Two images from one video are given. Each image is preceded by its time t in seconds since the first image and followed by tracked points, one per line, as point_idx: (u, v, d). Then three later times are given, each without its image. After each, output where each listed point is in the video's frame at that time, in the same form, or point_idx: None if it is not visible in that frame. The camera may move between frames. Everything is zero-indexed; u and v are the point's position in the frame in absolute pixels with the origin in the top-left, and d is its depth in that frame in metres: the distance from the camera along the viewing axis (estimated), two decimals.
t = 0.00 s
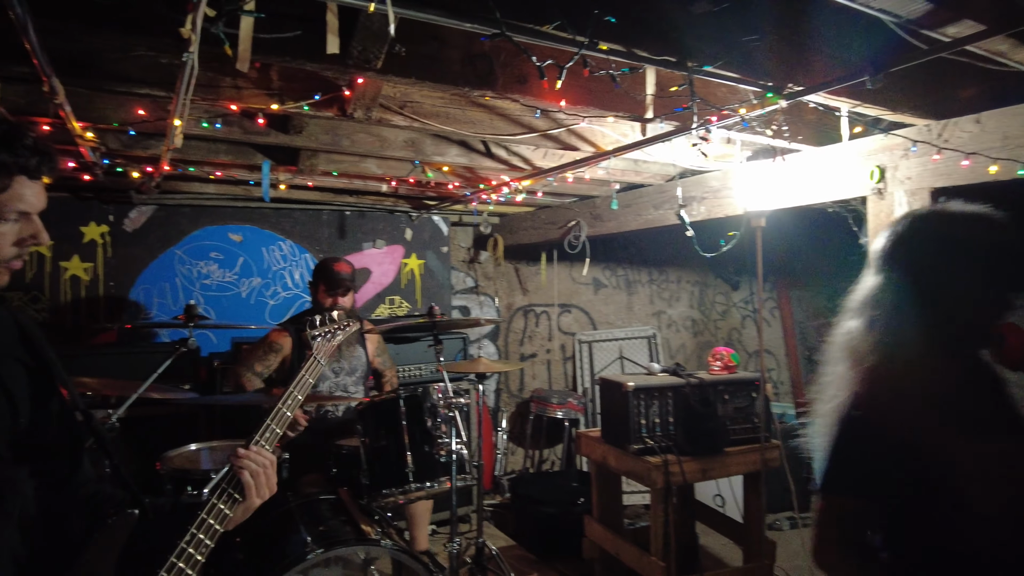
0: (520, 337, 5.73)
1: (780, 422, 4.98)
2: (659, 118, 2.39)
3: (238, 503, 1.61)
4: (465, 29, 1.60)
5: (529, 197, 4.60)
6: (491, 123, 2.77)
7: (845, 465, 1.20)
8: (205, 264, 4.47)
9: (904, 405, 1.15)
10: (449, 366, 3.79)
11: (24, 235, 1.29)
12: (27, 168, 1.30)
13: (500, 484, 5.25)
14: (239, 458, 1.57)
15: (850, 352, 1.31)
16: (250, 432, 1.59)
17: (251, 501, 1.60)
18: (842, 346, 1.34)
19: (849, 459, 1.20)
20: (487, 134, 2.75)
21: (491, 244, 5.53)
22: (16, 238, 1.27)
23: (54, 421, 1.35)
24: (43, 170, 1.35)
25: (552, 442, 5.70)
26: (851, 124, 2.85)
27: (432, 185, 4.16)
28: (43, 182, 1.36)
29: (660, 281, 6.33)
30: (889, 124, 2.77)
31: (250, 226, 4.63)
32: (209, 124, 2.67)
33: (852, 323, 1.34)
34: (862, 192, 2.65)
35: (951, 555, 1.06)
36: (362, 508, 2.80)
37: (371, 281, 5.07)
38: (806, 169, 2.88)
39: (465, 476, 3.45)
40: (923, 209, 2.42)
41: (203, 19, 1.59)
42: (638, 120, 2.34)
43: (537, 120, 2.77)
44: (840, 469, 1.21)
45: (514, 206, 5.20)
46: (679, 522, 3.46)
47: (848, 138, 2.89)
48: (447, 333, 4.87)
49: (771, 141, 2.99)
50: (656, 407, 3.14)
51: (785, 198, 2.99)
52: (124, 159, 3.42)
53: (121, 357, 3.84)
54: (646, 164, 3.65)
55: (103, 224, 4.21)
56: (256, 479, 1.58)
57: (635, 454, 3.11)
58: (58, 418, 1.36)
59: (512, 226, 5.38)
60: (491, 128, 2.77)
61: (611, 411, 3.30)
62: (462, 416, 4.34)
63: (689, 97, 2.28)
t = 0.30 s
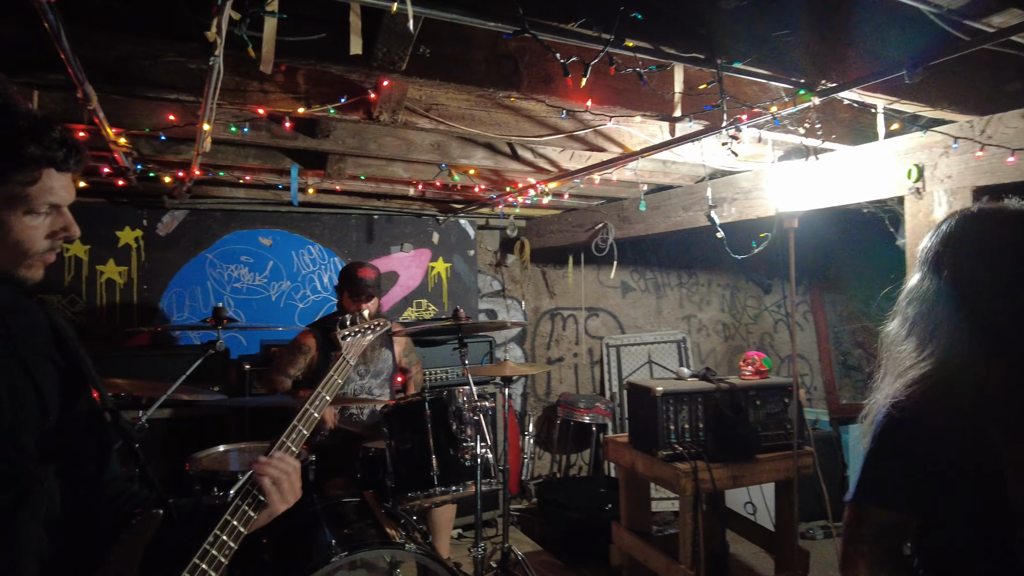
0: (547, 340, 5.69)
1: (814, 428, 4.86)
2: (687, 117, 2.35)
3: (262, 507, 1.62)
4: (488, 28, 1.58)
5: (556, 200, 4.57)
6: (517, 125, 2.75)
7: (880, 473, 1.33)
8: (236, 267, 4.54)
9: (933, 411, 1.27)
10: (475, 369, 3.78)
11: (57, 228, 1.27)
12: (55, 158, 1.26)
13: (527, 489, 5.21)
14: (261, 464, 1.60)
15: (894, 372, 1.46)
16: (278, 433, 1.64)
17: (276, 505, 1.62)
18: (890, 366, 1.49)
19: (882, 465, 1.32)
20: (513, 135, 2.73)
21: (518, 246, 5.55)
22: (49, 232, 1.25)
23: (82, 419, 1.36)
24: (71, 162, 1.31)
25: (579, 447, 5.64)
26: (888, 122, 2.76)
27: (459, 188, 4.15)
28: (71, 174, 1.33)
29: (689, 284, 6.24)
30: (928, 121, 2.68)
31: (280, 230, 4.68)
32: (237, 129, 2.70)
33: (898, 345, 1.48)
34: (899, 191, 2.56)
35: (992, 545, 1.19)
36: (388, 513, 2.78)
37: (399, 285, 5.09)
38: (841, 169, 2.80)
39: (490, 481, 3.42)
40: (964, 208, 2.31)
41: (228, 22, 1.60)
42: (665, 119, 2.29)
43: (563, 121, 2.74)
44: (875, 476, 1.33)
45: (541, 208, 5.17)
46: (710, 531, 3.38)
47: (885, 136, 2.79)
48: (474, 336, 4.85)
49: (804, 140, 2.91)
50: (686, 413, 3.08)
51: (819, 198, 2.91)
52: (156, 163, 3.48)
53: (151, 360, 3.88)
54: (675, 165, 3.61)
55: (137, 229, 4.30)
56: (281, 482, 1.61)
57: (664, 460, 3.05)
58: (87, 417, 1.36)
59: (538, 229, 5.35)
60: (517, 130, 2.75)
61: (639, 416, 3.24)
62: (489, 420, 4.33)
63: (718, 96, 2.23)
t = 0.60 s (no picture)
0: (565, 341, 5.67)
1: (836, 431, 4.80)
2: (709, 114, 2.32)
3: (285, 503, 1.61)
4: (508, 26, 1.58)
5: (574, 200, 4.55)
6: (535, 124, 2.74)
7: (889, 481, 1.16)
8: (257, 268, 4.58)
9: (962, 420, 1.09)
10: (494, 370, 3.78)
11: (86, 220, 1.26)
12: (83, 150, 1.28)
13: (546, 490, 5.19)
14: (284, 460, 1.58)
15: (885, 366, 1.25)
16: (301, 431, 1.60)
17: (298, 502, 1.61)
18: (873, 353, 1.30)
19: (892, 465, 1.16)
20: (531, 135, 2.72)
21: (536, 247, 5.53)
22: (79, 224, 1.24)
23: (109, 415, 1.36)
24: (100, 154, 1.33)
25: (598, 448, 5.61)
26: (913, 118, 2.71)
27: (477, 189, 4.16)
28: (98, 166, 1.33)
29: (709, 285, 6.19)
30: (955, 118, 2.64)
31: (300, 231, 4.72)
32: (258, 130, 2.72)
33: (883, 328, 1.29)
34: (925, 189, 2.51)
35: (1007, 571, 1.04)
36: (406, 513, 2.78)
37: (417, 285, 5.10)
38: (864, 167, 2.76)
39: (509, 482, 3.41)
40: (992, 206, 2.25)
41: (249, 23, 1.61)
42: (686, 116, 2.27)
43: (582, 120, 2.74)
44: (882, 482, 1.17)
45: (559, 208, 5.16)
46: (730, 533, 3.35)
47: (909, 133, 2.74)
48: (492, 336, 4.85)
49: (827, 138, 2.87)
50: (706, 414, 3.05)
51: (842, 197, 2.87)
52: (178, 165, 3.52)
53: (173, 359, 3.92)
54: (695, 164, 3.59)
55: (160, 230, 4.35)
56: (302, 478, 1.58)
57: (684, 462, 3.02)
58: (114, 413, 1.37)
59: (556, 230, 5.33)
60: (536, 129, 2.74)
61: (659, 417, 3.22)
62: (507, 420, 4.32)
63: (741, 94, 2.20)
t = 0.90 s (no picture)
0: (580, 345, 5.65)
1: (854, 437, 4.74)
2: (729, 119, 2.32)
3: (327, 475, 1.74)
4: (528, 34, 1.58)
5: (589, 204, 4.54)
6: (552, 130, 2.73)
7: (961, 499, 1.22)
8: (273, 273, 4.61)
9: None
10: (510, 374, 3.79)
11: (104, 226, 1.26)
12: (101, 159, 1.27)
13: (560, 495, 5.18)
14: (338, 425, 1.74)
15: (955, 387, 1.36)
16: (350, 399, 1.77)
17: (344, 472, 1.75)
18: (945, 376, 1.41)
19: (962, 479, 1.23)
20: (548, 141, 2.71)
21: (550, 251, 5.53)
22: (97, 230, 1.25)
23: (135, 421, 1.38)
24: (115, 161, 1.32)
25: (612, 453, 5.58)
26: (935, 122, 2.67)
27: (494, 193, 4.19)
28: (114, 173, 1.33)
29: (724, 289, 6.15)
30: (978, 121, 2.60)
31: (316, 236, 4.75)
32: (276, 137, 2.74)
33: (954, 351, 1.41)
34: (948, 194, 2.47)
35: None
36: (422, 518, 2.78)
37: (432, 289, 5.11)
38: (885, 172, 2.72)
39: (524, 488, 3.40)
40: (1017, 211, 2.20)
41: (271, 33, 1.62)
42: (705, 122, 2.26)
43: (600, 126, 2.75)
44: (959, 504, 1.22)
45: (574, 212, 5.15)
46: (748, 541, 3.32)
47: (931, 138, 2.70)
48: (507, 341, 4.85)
49: (846, 143, 2.84)
50: (724, 421, 3.03)
51: (862, 202, 2.83)
52: (197, 171, 3.56)
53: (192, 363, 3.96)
54: (713, 168, 3.62)
55: (177, 235, 4.39)
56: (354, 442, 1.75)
57: (701, 469, 2.99)
58: (140, 419, 1.39)
59: (571, 234, 5.32)
60: (552, 135, 2.74)
61: (675, 423, 3.20)
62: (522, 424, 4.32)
63: (760, 99, 2.16)
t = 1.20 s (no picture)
0: (590, 346, 5.64)
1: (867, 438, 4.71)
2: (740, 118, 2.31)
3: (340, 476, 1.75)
4: (541, 34, 1.58)
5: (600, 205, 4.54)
6: (562, 130, 2.74)
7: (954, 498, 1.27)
8: (285, 274, 4.64)
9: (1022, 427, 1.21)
10: (520, 374, 3.79)
11: (148, 216, 1.27)
12: (151, 148, 1.28)
13: (570, 496, 5.18)
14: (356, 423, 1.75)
15: (957, 386, 1.42)
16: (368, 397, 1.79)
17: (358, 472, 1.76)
18: (950, 375, 1.46)
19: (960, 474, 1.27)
20: (558, 141, 2.72)
21: (560, 252, 5.54)
22: (142, 220, 1.25)
23: (157, 415, 1.39)
24: (163, 149, 1.32)
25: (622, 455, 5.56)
26: (949, 121, 2.65)
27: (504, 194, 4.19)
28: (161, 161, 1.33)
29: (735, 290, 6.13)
30: (992, 120, 2.58)
31: (328, 237, 4.77)
32: (289, 138, 2.76)
33: (959, 351, 1.47)
34: (962, 193, 2.45)
35: None
36: (432, 518, 2.78)
37: (442, 290, 5.13)
38: (898, 171, 2.71)
39: (535, 488, 3.40)
40: None
41: (285, 33, 1.63)
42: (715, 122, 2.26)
43: (610, 126, 2.75)
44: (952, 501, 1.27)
45: (585, 213, 5.15)
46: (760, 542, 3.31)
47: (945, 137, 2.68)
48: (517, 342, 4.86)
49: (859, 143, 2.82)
50: (735, 421, 3.02)
51: (875, 202, 2.82)
52: (211, 172, 3.59)
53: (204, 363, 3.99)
54: (724, 168, 3.61)
55: (190, 236, 4.43)
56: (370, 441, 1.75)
57: (712, 469, 2.98)
58: (162, 414, 1.40)
59: (581, 235, 5.33)
60: (563, 136, 2.75)
61: (687, 424, 3.19)
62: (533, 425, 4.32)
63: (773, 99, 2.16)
